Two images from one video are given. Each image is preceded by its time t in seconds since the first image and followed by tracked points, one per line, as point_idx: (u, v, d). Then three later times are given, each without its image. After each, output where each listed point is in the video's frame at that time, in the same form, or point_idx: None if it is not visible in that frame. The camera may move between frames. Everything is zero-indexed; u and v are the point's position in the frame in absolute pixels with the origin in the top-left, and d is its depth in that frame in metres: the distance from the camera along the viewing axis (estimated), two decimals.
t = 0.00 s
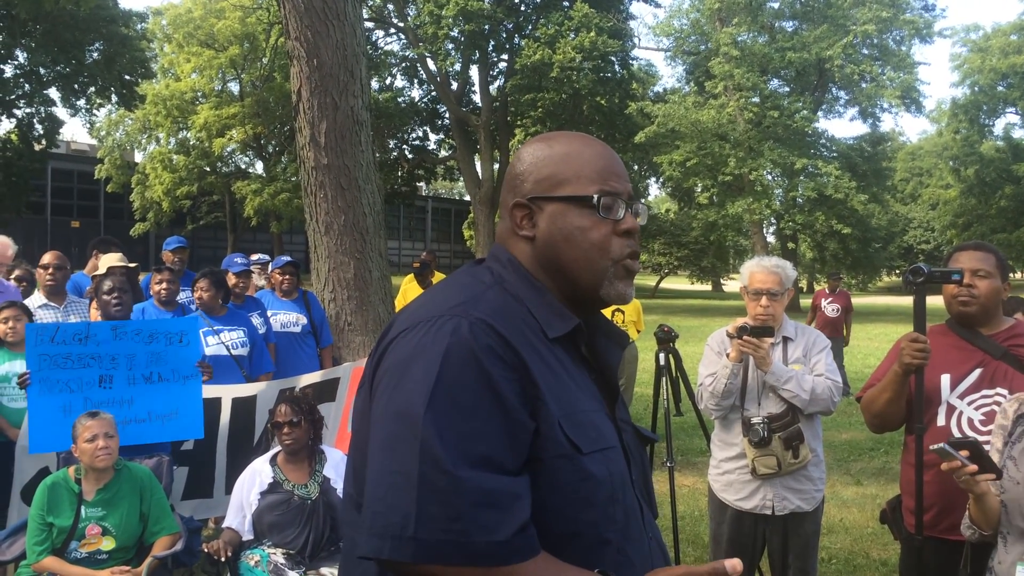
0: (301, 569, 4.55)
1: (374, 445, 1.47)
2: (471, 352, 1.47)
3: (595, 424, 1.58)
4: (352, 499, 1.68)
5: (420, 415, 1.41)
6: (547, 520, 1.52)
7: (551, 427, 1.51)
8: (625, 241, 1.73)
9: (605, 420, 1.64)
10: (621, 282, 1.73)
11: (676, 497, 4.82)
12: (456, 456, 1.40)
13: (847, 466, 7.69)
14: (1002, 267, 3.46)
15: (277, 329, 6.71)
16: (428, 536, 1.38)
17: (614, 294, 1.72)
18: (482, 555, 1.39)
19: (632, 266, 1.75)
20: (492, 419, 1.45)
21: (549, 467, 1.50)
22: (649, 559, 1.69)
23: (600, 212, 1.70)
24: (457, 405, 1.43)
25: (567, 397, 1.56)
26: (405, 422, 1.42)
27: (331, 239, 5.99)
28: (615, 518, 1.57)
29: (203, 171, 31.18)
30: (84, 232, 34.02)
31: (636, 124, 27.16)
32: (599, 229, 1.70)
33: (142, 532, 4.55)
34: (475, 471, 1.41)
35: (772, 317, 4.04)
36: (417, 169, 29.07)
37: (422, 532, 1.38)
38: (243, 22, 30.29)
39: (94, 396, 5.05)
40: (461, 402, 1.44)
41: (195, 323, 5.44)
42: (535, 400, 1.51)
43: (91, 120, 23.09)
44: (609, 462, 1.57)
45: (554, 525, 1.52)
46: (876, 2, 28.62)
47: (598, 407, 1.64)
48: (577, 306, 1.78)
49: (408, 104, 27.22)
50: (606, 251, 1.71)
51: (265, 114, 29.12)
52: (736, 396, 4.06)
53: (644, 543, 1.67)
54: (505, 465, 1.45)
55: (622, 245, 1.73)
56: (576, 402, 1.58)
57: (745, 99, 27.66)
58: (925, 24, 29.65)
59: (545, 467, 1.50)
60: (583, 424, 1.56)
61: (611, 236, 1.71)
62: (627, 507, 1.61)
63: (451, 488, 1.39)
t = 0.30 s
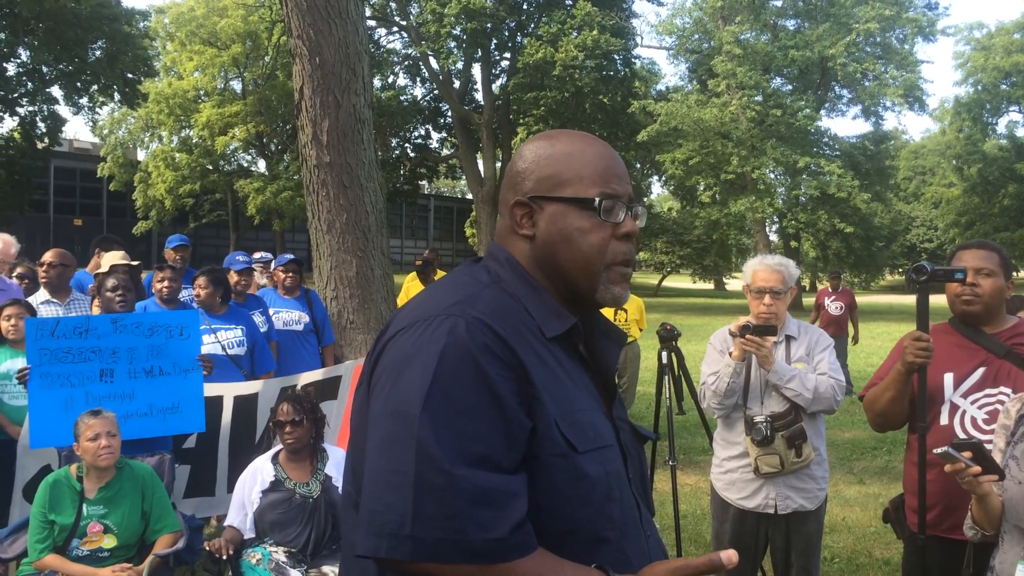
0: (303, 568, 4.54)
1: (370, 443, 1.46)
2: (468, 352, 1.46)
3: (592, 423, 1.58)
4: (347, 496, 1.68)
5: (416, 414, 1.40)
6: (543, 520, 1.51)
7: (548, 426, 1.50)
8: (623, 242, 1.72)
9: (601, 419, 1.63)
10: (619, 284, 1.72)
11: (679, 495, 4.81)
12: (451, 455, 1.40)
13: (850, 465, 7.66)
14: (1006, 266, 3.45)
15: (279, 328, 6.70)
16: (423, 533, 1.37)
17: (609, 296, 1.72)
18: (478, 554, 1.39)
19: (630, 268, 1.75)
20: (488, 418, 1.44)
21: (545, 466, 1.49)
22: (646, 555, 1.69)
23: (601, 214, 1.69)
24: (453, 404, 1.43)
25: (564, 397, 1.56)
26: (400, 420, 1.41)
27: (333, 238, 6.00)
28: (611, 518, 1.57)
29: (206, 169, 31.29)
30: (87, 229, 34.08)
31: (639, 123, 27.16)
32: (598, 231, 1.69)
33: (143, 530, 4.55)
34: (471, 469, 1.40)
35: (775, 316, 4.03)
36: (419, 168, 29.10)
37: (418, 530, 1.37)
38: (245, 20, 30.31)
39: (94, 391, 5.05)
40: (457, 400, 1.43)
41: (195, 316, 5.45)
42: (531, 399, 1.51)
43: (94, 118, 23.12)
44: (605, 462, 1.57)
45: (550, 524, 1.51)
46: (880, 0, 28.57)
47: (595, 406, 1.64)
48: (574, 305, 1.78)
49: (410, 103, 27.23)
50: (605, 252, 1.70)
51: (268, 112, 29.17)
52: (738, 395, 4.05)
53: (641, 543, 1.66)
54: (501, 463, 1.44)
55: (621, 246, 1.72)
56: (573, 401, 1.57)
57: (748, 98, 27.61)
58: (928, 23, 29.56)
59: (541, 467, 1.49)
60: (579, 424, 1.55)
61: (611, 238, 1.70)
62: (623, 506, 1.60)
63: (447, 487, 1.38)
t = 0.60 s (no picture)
0: (304, 565, 4.56)
1: (368, 440, 1.47)
2: (464, 350, 1.46)
3: (591, 422, 1.58)
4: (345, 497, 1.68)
5: (413, 411, 1.40)
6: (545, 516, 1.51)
7: (545, 426, 1.50)
8: (622, 238, 1.72)
9: (601, 416, 1.64)
10: (620, 280, 1.72)
11: (680, 493, 4.81)
12: (448, 452, 1.39)
13: (852, 464, 7.66)
14: (1009, 265, 3.44)
15: (281, 325, 6.70)
16: (420, 532, 1.38)
17: (608, 297, 1.72)
18: (474, 552, 1.39)
19: (630, 264, 1.75)
20: (484, 416, 1.44)
21: (543, 464, 1.49)
22: (644, 555, 1.69)
23: (600, 209, 1.69)
24: (449, 404, 1.43)
25: (561, 395, 1.56)
26: (399, 416, 1.41)
27: (335, 236, 6.00)
28: (608, 518, 1.56)
29: (208, 167, 31.36)
30: (90, 227, 34.11)
31: (641, 121, 27.15)
32: (597, 226, 1.69)
33: (145, 527, 4.55)
34: (469, 465, 1.40)
35: (777, 314, 4.02)
36: (421, 166, 29.12)
37: (416, 529, 1.37)
38: (248, 18, 30.30)
39: (94, 391, 5.06)
40: (453, 397, 1.43)
41: (195, 316, 5.46)
42: (528, 398, 1.50)
43: (96, 115, 23.12)
44: (603, 461, 1.57)
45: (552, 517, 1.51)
46: None
47: (595, 405, 1.64)
48: (574, 303, 1.78)
49: (412, 100, 27.23)
50: (605, 247, 1.70)
51: (270, 110, 29.18)
52: (740, 394, 4.05)
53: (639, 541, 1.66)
54: (498, 461, 1.44)
55: (621, 241, 1.72)
56: (571, 400, 1.57)
57: (750, 96, 27.56)
58: (932, 21, 29.52)
59: (538, 467, 1.49)
60: (577, 423, 1.56)
61: (611, 233, 1.70)
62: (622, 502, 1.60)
63: (443, 484, 1.38)
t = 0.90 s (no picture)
0: (306, 565, 4.55)
1: (380, 438, 1.45)
2: (476, 341, 1.47)
3: (598, 420, 1.58)
4: (349, 505, 1.65)
5: (428, 405, 1.39)
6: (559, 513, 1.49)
7: (556, 420, 1.50)
8: (626, 225, 1.73)
9: (606, 413, 1.63)
10: (627, 266, 1.71)
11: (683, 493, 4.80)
12: (465, 444, 1.39)
13: (855, 464, 7.66)
14: (1013, 264, 3.43)
15: (283, 325, 6.71)
16: (449, 526, 1.36)
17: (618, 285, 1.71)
18: (505, 543, 1.37)
19: (634, 253, 1.76)
20: (499, 409, 1.44)
21: (557, 459, 1.49)
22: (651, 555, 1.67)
23: (603, 197, 1.69)
24: (463, 397, 1.42)
25: (571, 390, 1.56)
26: (413, 410, 1.40)
27: (337, 235, 6.00)
28: (616, 517, 1.55)
29: (211, 167, 31.27)
30: (92, 227, 34.12)
31: (643, 120, 27.15)
32: (600, 215, 1.69)
33: (148, 527, 4.56)
34: (487, 458, 1.39)
35: (779, 314, 4.02)
36: (424, 166, 29.17)
37: (439, 526, 1.36)
38: (250, 18, 30.28)
39: (96, 391, 5.06)
40: (466, 392, 1.42)
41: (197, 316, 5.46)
42: (540, 392, 1.51)
43: (99, 116, 23.12)
44: (611, 460, 1.56)
45: (568, 513, 1.50)
46: None
47: (601, 402, 1.64)
48: (580, 298, 1.77)
49: (415, 100, 27.24)
50: (608, 236, 1.70)
51: (272, 110, 29.27)
52: (742, 394, 4.04)
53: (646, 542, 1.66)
54: (513, 455, 1.44)
55: (625, 229, 1.72)
56: (580, 395, 1.57)
57: (753, 96, 27.50)
58: (935, 20, 29.50)
59: (550, 462, 1.49)
60: (586, 419, 1.55)
61: (614, 221, 1.70)
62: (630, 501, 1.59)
63: (464, 479, 1.37)
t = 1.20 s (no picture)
0: (309, 565, 4.56)
1: (389, 446, 1.44)
2: (490, 351, 1.45)
3: (612, 431, 1.57)
4: (350, 507, 1.63)
5: (442, 417, 1.38)
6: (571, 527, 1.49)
7: (571, 431, 1.49)
8: (650, 234, 1.73)
9: (618, 423, 1.62)
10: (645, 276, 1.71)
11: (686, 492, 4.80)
12: (478, 459, 1.38)
13: (858, 463, 7.65)
14: (1016, 263, 3.41)
15: (286, 325, 6.70)
16: (459, 549, 1.35)
17: (634, 300, 1.70)
18: (515, 566, 1.37)
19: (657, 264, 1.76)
20: (512, 425, 1.43)
21: (571, 475, 1.49)
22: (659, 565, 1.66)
23: (634, 205, 1.69)
24: (477, 408, 1.41)
25: (584, 403, 1.55)
26: (427, 420, 1.39)
27: (340, 236, 5.99)
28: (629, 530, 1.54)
29: (214, 167, 31.27)
30: (96, 227, 34.19)
31: (646, 120, 27.13)
32: (628, 222, 1.69)
33: (150, 527, 4.57)
34: (500, 477, 1.38)
35: (782, 313, 4.01)
36: (426, 166, 29.18)
37: (452, 544, 1.35)
38: (253, 18, 30.26)
39: (98, 391, 5.06)
40: (480, 403, 1.41)
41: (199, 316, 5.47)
42: (554, 405, 1.50)
43: (102, 116, 23.12)
44: (624, 472, 1.56)
45: (578, 524, 1.49)
46: None
47: (612, 411, 1.63)
48: (596, 305, 1.76)
49: (417, 100, 27.23)
50: (633, 243, 1.69)
51: (275, 110, 29.34)
52: (745, 394, 4.04)
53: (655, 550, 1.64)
54: (525, 473, 1.43)
55: (649, 237, 1.72)
56: (593, 408, 1.56)
57: (755, 95, 27.45)
58: (938, 19, 29.43)
59: (564, 474, 1.48)
60: (601, 432, 1.55)
61: (639, 230, 1.70)
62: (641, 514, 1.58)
63: (477, 496, 1.36)
